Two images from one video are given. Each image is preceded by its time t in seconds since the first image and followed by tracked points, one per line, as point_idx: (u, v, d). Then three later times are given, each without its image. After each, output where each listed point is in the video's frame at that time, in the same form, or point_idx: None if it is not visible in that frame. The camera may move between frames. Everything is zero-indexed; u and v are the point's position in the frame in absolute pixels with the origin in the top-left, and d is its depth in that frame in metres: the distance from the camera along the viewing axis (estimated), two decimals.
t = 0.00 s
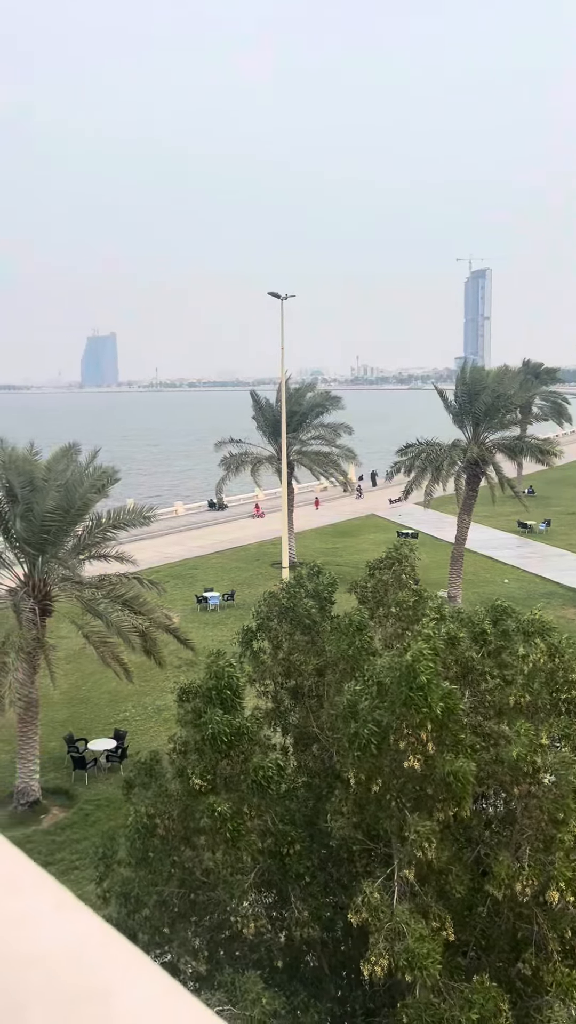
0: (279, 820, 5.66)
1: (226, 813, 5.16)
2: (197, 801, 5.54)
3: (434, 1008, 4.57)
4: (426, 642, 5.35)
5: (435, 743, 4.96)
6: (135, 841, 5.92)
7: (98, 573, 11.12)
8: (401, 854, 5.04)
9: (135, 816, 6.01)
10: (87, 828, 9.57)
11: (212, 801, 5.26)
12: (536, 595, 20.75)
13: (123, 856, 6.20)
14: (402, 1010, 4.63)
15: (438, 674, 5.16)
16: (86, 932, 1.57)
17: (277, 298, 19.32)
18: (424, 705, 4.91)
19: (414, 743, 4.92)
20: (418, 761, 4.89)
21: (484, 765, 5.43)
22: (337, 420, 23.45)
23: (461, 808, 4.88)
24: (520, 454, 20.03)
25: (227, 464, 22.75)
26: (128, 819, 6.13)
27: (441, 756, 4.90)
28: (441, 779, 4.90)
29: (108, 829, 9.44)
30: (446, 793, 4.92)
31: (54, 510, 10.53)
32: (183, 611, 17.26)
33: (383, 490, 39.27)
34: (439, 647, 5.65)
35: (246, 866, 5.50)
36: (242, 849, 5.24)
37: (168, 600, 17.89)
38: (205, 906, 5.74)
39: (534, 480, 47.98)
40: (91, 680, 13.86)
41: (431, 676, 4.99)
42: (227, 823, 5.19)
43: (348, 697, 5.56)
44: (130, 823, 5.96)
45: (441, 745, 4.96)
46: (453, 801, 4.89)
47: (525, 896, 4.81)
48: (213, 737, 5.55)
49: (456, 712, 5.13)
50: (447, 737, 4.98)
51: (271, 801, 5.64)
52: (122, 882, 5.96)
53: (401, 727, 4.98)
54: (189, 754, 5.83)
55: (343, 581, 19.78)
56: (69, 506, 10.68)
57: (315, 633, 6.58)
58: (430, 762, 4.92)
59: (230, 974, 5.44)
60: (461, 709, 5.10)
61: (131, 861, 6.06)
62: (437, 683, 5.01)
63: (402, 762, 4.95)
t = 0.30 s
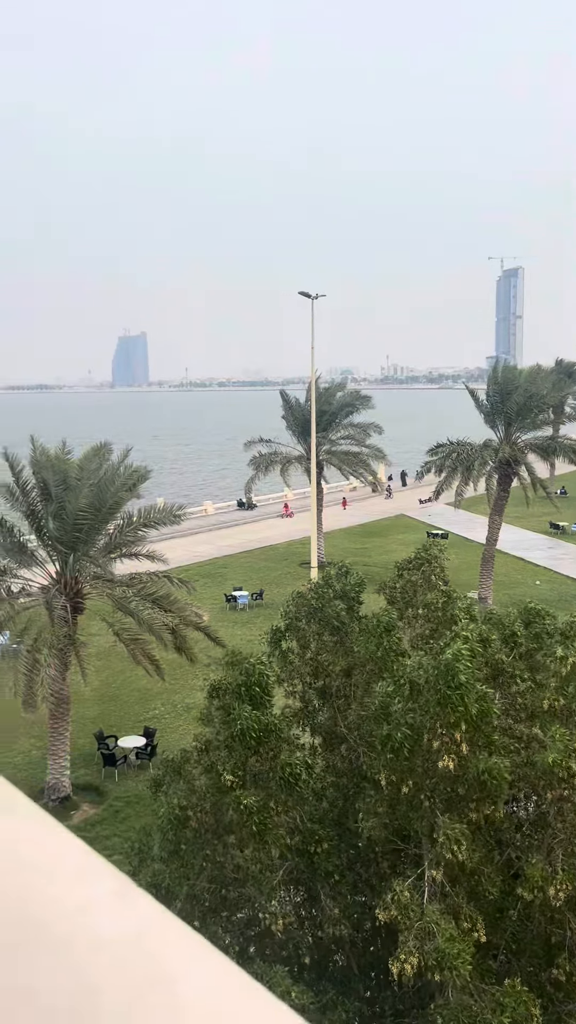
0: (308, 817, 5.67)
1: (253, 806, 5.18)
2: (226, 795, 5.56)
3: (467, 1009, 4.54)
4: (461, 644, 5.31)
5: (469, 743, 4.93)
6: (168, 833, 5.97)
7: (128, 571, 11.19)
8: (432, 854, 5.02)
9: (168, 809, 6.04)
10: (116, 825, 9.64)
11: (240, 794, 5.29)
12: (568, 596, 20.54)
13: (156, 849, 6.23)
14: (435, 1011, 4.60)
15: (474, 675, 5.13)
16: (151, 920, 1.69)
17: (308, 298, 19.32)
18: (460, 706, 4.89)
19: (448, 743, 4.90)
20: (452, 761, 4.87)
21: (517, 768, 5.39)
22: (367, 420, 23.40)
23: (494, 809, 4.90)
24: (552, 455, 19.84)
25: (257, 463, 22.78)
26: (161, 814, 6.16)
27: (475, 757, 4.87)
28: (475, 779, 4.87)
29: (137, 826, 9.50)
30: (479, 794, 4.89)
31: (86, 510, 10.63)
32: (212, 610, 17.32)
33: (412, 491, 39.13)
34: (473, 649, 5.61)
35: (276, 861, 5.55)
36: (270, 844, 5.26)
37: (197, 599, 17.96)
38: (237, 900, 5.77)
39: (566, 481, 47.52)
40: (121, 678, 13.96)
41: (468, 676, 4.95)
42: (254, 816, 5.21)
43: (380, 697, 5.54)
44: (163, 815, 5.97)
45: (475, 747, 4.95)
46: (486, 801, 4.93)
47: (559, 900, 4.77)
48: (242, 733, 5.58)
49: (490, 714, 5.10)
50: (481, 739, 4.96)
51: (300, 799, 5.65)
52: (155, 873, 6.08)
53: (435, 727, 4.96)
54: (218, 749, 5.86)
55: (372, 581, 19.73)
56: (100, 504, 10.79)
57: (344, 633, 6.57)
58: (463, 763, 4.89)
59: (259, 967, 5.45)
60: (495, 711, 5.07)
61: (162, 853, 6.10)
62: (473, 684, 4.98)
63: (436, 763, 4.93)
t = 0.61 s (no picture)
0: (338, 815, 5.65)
1: (283, 798, 5.29)
2: (255, 790, 5.60)
3: (499, 1008, 4.51)
4: (494, 642, 5.28)
5: (501, 742, 4.90)
6: (201, 828, 6.06)
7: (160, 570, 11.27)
8: (464, 854, 5.00)
9: (202, 805, 6.14)
10: (148, 823, 9.70)
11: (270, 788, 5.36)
12: None
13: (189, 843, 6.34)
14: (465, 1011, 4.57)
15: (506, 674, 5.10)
16: (193, 909, 1.80)
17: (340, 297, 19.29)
18: (492, 704, 4.86)
19: (479, 742, 4.88)
20: (484, 760, 4.84)
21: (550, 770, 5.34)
22: (398, 420, 23.30)
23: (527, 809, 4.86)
24: None
25: (287, 463, 22.80)
26: (195, 810, 6.25)
27: (508, 756, 4.84)
28: (508, 778, 4.83)
29: (169, 825, 9.56)
30: (512, 793, 4.86)
31: (120, 510, 10.69)
32: (243, 610, 17.38)
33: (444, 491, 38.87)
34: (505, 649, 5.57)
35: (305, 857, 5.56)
36: (300, 840, 5.28)
37: (228, 598, 18.02)
38: (268, 896, 5.79)
39: None
40: (153, 677, 14.05)
41: (499, 675, 4.93)
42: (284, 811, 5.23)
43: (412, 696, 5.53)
44: (199, 810, 6.11)
45: (508, 746, 4.92)
46: (520, 800, 4.87)
47: None
48: (271, 727, 5.61)
49: (523, 714, 5.06)
50: (514, 738, 4.94)
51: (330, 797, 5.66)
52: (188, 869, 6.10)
53: (467, 725, 4.93)
54: (247, 745, 5.89)
55: (403, 581, 19.64)
56: (133, 505, 10.88)
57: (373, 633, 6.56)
58: (495, 762, 4.86)
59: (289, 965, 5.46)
60: (528, 711, 5.03)
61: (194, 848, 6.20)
62: (506, 683, 4.94)
63: (468, 762, 4.91)
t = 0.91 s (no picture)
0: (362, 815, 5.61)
1: (308, 794, 5.26)
2: (278, 789, 5.56)
3: (526, 1009, 4.48)
4: (520, 642, 5.22)
5: (528, 743, 4.85)
6: (227, 832, 6.05)
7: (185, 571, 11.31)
8: (490, 856, 4.97)
9: (229, 808, 6.12)
10: (173, 823, 9.74)
11: (294, 785, 5.35)
12: None
13: (216, 845, 6.34)
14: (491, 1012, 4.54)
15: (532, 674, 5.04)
16: (234, 920, 1.71)
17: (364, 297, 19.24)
18: (518, 704, 4.81)
19: (505, 742, 4.81)
20: (511, 761, 4.78)
21: None
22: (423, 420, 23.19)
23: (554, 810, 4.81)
24: None
25: (311, 464, 22.78)
26: (221, 813, 6.25)
27: (534, 756, 4.78)
28: (534, 778, 4.78)
29: (193, 825, 9.58)
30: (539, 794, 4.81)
31: (145, 511, 10.77)
32: (267, 611, 17.38)
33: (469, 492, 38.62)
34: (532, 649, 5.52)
35: (330, 857, 5.54)
36: (324, 839, 5.27)
37: (252, 599, 18.04)
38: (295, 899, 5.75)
39: None
40: (178, 677, 14.09)
41: (524, 675, 4.88)
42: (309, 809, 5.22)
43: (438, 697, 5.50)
44: (225, 812, 6.11)
45: (535, 746, 4.88)
46: (547, 801, 4.84)
47: None
48: (292, 723, 5.58)
49: (549, 715, 5.01)
50: (541, 738, 4.89)
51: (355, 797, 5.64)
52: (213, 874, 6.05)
53: (493, 725, 4.88)
54: (269, 743, 5.87)
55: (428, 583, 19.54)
56: (159, 506, 10.90)
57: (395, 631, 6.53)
58: (522, 763, 4.81)
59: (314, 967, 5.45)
60: (554, 712, 4.98)
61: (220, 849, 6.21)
62: (532, 682, 4.89)
63: (494, 761, 4.86)
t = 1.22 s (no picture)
0: (384, 817, 5.57)
1: (326, 796, 5.21)
2: (299, 791, 5.53)
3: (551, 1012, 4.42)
4: (542, 641, 5.16)
5: (551, 744, 4.79)
6: (246, 842, 6.00)
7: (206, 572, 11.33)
8: (513, 857, 4.91)
9: (247, 816, 6.07)
10: (195, 823, 9.76)
11: (313, 786, 5.33)
12: None
13: (237, 851, 6.32)
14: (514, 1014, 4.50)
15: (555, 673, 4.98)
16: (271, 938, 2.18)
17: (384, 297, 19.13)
18: (540, 703, 4.75)
19: (528, 742, 4.76)
20: (532, 760, 4.73)
21: None
22: (445, 420, 23.05)
23: None
24: None
25: (332, 465, 22.73)
26: (240, 820, 6.21)
27: (557, 757, 4.72)
28: (558, 779, 4.72)
29: (215, 826, 9.61)
30: (562, 795, 4.75)
31: (166, 511, 10.81)
32: (287, 612, 17.38)
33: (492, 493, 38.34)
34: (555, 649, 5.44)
35: (352, 860, 5.51)
36: (345, 840, 5.24)
37: (273, 600, 18.03)
38: (318, 904, 5.70)
39: None
40: (199, 678, 14.11)
41: (547, 673, 4.83)
42: (329, 809, 5.20)
43: (459, 697, 5.44)
44: (244, 820, 6.07)
45: (558, 746, 4.82)
46: (570, 803, 4.78)
47: None
48: (313, 720, 5.59)
49: (572, 715, 4.94)
50: (564, 738, 4.83)
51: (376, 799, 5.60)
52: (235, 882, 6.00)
53: (515, 725, 4.83)
54: (291, 744, 5.86)
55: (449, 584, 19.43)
56: (180, 507, 10.93)
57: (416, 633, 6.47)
58: (545, 762, 4.75)
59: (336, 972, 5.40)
60: None
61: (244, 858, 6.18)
62: (555, 681, 4.83)
63: (516, 761, 4.81)
